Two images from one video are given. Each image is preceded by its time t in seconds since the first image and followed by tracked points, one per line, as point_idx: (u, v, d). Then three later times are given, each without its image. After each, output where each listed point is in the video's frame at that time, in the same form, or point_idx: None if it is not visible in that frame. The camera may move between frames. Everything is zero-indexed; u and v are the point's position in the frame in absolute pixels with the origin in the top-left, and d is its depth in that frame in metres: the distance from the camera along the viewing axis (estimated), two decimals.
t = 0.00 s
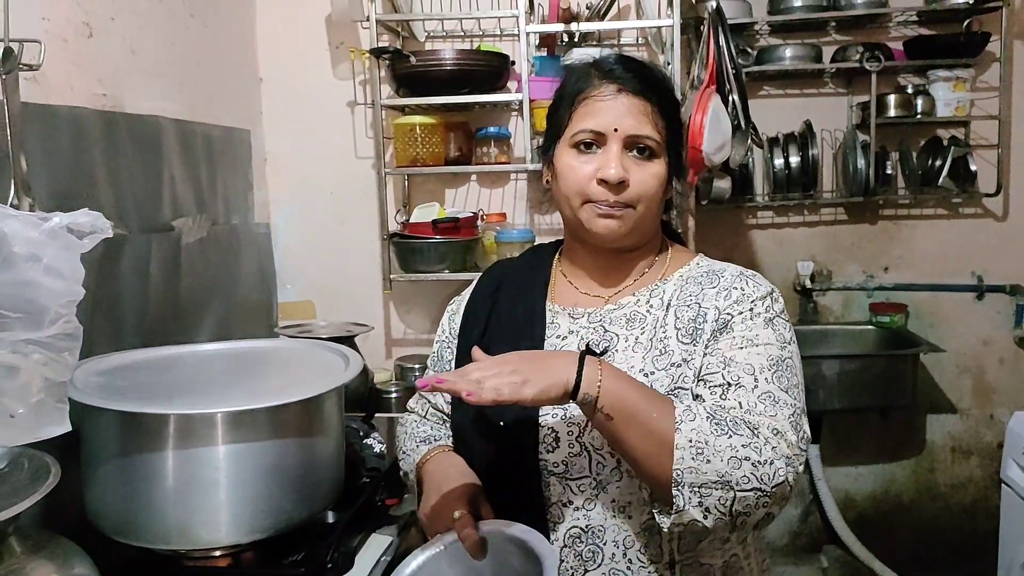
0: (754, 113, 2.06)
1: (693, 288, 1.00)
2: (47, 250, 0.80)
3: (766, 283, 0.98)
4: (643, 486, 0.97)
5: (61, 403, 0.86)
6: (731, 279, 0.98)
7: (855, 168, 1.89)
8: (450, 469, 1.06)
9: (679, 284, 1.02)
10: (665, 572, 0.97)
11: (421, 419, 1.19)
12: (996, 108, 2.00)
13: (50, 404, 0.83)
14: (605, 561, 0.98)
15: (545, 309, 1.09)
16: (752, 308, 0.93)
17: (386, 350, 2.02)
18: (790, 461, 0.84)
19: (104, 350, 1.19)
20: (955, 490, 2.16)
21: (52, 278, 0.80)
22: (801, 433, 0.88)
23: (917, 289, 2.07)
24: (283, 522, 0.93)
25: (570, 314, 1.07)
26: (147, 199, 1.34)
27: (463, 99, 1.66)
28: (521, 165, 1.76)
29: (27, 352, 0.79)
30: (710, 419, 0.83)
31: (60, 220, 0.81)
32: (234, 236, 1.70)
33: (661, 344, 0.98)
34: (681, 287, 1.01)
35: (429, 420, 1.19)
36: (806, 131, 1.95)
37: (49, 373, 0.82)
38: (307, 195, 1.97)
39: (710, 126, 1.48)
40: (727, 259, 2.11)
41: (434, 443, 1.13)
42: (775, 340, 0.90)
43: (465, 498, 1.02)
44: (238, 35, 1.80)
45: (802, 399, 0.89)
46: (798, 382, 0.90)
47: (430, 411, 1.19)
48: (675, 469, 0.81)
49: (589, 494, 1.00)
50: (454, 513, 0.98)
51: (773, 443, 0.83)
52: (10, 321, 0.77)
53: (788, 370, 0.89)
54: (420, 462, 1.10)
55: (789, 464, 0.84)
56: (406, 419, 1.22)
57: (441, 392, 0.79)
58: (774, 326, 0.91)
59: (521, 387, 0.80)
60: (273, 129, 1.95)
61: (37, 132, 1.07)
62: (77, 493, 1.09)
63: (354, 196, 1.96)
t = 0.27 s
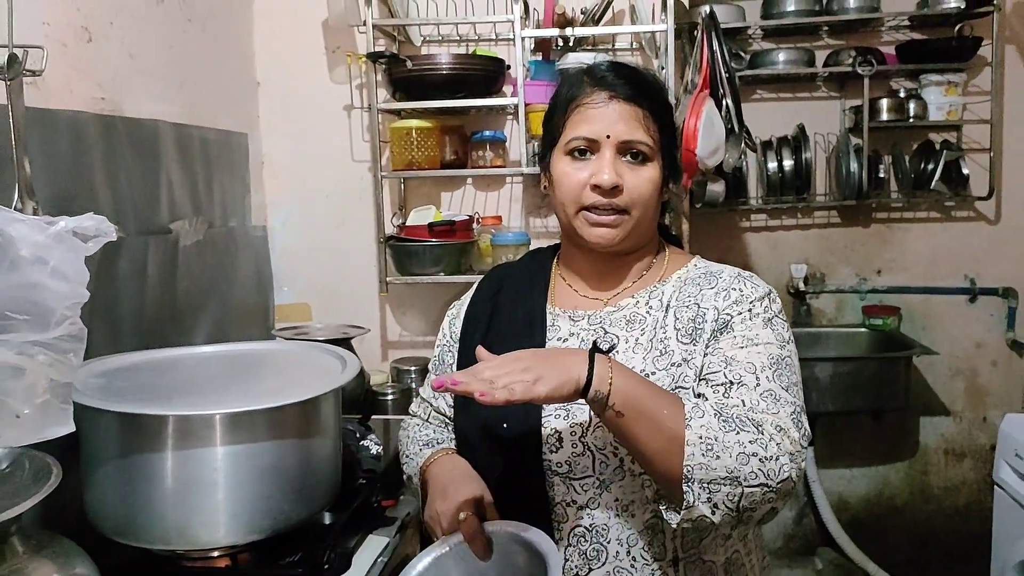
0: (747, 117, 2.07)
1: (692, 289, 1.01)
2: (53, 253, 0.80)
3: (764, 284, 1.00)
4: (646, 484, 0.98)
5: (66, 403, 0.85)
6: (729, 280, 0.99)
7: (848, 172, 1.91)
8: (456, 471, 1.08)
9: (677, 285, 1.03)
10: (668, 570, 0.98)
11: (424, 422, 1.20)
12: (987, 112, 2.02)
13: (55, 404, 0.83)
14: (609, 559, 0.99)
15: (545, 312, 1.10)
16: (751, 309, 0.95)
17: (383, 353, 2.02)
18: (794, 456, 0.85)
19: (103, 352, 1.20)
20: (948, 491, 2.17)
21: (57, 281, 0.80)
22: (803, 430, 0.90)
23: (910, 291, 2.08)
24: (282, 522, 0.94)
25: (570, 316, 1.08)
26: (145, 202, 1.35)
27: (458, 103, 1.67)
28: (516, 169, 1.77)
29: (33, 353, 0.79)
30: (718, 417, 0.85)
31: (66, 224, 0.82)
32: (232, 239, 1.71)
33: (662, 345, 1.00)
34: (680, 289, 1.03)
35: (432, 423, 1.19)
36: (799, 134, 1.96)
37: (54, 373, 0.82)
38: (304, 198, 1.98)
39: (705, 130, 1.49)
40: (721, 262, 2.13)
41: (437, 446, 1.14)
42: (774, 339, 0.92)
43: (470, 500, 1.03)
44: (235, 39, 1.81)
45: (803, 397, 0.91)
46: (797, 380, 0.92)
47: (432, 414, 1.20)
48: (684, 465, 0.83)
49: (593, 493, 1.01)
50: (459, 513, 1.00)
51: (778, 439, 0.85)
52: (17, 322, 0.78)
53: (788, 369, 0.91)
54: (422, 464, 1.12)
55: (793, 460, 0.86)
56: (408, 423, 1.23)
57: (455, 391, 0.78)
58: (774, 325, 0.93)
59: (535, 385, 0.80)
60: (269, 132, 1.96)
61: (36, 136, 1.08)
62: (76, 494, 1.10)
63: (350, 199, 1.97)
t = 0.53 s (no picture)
0: (743, 118, 2.08)
1: (690, 287, 1.02)
2: (54, 251, 0.80)
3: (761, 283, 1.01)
4: (646, 480, 0.99)
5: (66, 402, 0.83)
6: (727, 279, 1.00)
7: (844, 173, 1.92)
8: (456, 468, 1.08)
9: (677, 284, 1.04)
10: (668, 565, 0.98)
11: (426, 420, 1.20)
12: (982, 114, 2.03)
13: (56, 402, 0.81)
14: (609, 555, 1.00)
15: (546, 309, 1.11)
16: (748, 305, 0.96)
17: (381, 353, 2.03)
18: (791, 445, 0.85)
19: (101, 352, 1.20)
20: (943, 491, 2.18)
21: (58, 279, 0.80)
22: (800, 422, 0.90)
23: (905, 292, 2.10)
24: (279, 522, 0.94)
25: (571, 314, 1.09)
26: (143, 203, 1.35)
27: (456, 105, 1.68)
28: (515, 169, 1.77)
29: (33, 351, 0.79)
30: (713, 407, 0.85)
31: (66, 222, 0.82)
32: (230, 240, 1.71)
33: (661, 343, 1.00)
34: (679, 288, 1.03)
35: (434, 421, 1.20)
36: (795, 136, 1.97)
37: (54, 371, 0.80)
38: (303, 198, 1.98)
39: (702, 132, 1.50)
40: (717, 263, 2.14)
41: (439, 443, 1.15)
42: (771, 334, 0.93)
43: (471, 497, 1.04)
44: (233, 40, 1.82)
45: (799, 390, 0.91)
46: (795, 375, 0.93)
47: (435, 411, 1.20)
48: (681, 455, 0.82)
49: (593, 490, 1.02)
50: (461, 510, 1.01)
51: (774, 428, 0.85)
52: (17, 321, 0.78)
53: (785, 362, 0.91)
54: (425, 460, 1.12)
55: (790, 449, 0.86)
56: (410, 421, 1.23)
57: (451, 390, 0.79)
58: (770, 321, 0.94)
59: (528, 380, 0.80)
60: (267, 133, 1.96)
61: (34, 137, 1.08)
62: (73, 493, 1.10)
63: (349, 199, 1.97)
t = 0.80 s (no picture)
0: (735, 118, 2.09)
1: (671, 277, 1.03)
2: (47, 253, 0.80)
3: (744, 270, 1.00)
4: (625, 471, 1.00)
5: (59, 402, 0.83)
6: (706, 265, 1.01)
7: (835, 173, 1.93)
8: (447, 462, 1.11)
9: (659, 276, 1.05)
10: (653, 554, 0.99)
11: (420, 415, 1.20)
12: (972, 114, 2.05)
13: (48, 402, 0.81)
14: (592, 547, 1.00)
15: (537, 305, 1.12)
16: (719, 285, 0.96)
17: (373, 354, 2.03)
18: (734, 400, 0.85)
19: (92, 353, 1.20)
20: (934, 490, 2.20)
21: (51, 280, 0.79)
22: (759, 389, 0.88)
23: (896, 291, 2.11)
24: (272, 522, 0.94)
25: (559, 311, 1.09)
26: (134, 204, 1.35)
27: (448, 105, 1.68)
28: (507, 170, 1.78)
29: (26, 351, 0.79)
30: (648, 364, 0.89)
31: (59, 224, 0.82)
32: (222, 241, 1.71)
33: (640, 334, 0.99)
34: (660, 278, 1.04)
35: (428, 416, 1.19)
36: (787, 136, 1.98)
37: (47, 371, 0.80)
38: (294, 199, 1.98)
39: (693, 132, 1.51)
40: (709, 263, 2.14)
41: (431, 438, 1.16)
42: (736, 307, 0.93)
43: (458, 493, 1.05)
44: (225, 40, 1.81)
45: (763, 360, 0.90)
46: (765, 347, 0.91)
47: (429, 407, 1.20)
48: (609, 406, 0.86)
49: (575, 483, 1.02)
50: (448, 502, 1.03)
51: (715, 386, 0.86)
52: (10, 321, 0.77)
53: (750, 334, 0.90)
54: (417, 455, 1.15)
55: (734, 405, 0.85)
56: (405, 416, 1.23)
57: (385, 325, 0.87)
58: (738, 297, 0.94)
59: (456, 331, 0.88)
60: (259, 134, 1.96)
61: (25, 138, 1.07)
62: (64, 494, 1.10)
63: (341, 200, 1.97)
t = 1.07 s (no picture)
0: (731, 116, 2.09)
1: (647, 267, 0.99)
2: (33, 244, 0.79)
3: (724, 261, 0.94)
4: (585, 460, 0.98)
5: (46, 395, 0.82)
6: (683, 255, 0.96)
7: (831, 171, 1.93)
8: (423, 457, 1.12)
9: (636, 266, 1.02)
10: (622, 543, 0.98)
11: (420, 410, 1.19)
12: (968, 112, 2.05)
13: (36, 394, 0.81)
14: (558, 537, 1.00)
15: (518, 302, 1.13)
16: (685, 272, 0.91)
17: (369, 352, 2.02)
18: (658, 380, 0.80)
19: (85, 350, 1.19)
20: (931, 487, 2.20)
21: (37, 272, 0.79)
22: (700, 374, 0.82)
23: (893, 289, 2.11)
24: (264, 518, 0.94)
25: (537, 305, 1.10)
26: (127, 201, 1.34)
27: (443, 102, 1.68)
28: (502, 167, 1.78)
29: (12, 344, 0.78)
30: (582, 340, 0.87)
31: (44, 215, 0.81)
32: (216, 239, 1.71)
33: (606, 320, 0.99)
34: (637, 267, 1.02)
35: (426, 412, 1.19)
36: (783, 133, 1.98)
37: (35, 365, 0.80)
38: (290, 197, 1.98)
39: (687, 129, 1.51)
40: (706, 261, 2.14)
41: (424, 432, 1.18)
42: (694, 291, 0.87)
43: (435, 486, 1.06)
44: (219, 38, 1.81)
45: (712, 345, 0.83)
46: (721, 333, 0.84)
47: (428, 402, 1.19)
48: (534, 378, 0.85)
49: (539, 475, 1.02)
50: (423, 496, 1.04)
51: (640, 363, 0.82)
52: None
53: (702, 319, 0.84)
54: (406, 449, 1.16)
55: (658, 386, 0.80)
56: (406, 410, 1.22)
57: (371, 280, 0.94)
58: (700, 283, 0.88)
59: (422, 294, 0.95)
60: (254, 132, 1.95)
61: (16, 134, 1.07)
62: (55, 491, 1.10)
63: (336, 198, 1.97)
